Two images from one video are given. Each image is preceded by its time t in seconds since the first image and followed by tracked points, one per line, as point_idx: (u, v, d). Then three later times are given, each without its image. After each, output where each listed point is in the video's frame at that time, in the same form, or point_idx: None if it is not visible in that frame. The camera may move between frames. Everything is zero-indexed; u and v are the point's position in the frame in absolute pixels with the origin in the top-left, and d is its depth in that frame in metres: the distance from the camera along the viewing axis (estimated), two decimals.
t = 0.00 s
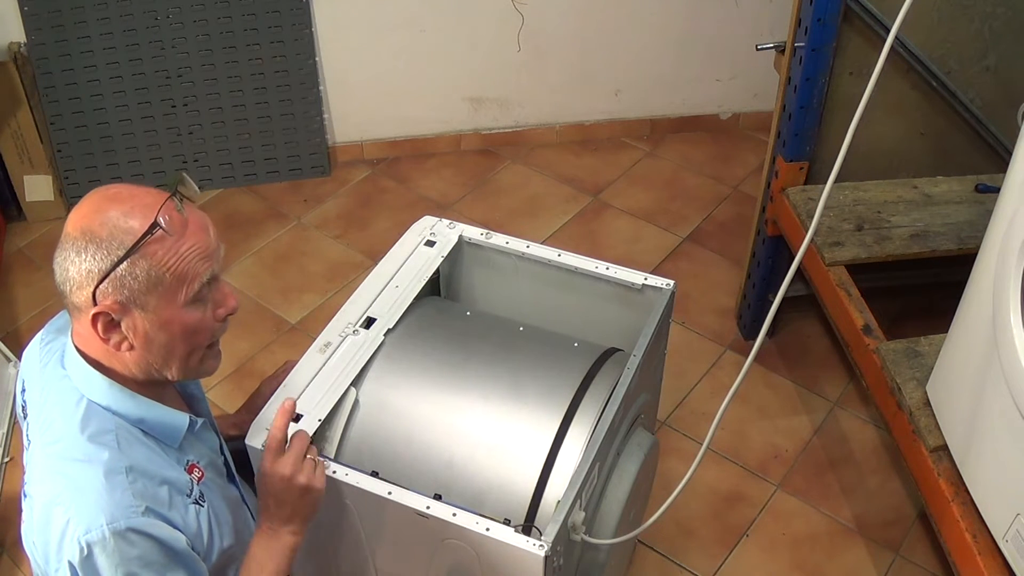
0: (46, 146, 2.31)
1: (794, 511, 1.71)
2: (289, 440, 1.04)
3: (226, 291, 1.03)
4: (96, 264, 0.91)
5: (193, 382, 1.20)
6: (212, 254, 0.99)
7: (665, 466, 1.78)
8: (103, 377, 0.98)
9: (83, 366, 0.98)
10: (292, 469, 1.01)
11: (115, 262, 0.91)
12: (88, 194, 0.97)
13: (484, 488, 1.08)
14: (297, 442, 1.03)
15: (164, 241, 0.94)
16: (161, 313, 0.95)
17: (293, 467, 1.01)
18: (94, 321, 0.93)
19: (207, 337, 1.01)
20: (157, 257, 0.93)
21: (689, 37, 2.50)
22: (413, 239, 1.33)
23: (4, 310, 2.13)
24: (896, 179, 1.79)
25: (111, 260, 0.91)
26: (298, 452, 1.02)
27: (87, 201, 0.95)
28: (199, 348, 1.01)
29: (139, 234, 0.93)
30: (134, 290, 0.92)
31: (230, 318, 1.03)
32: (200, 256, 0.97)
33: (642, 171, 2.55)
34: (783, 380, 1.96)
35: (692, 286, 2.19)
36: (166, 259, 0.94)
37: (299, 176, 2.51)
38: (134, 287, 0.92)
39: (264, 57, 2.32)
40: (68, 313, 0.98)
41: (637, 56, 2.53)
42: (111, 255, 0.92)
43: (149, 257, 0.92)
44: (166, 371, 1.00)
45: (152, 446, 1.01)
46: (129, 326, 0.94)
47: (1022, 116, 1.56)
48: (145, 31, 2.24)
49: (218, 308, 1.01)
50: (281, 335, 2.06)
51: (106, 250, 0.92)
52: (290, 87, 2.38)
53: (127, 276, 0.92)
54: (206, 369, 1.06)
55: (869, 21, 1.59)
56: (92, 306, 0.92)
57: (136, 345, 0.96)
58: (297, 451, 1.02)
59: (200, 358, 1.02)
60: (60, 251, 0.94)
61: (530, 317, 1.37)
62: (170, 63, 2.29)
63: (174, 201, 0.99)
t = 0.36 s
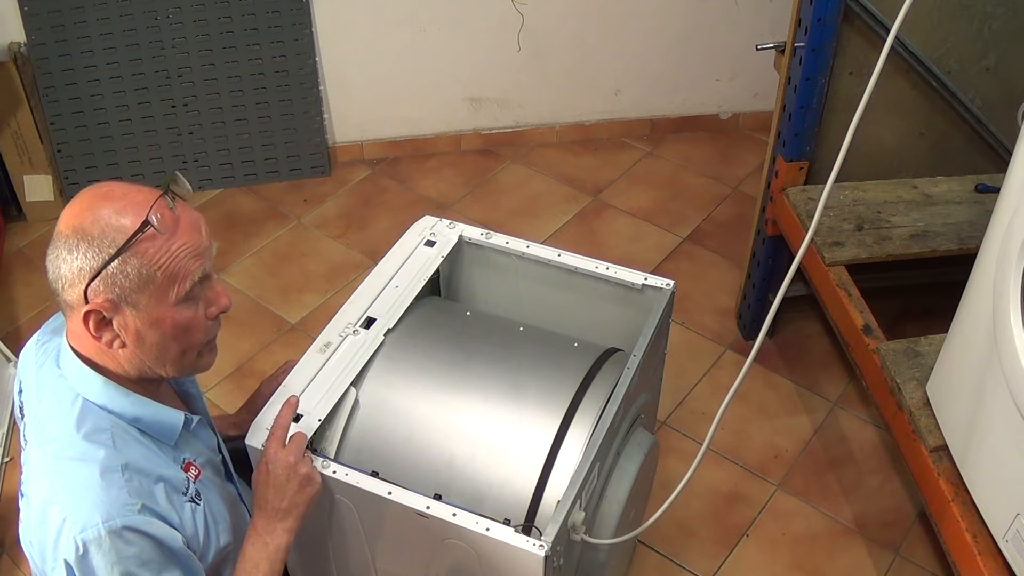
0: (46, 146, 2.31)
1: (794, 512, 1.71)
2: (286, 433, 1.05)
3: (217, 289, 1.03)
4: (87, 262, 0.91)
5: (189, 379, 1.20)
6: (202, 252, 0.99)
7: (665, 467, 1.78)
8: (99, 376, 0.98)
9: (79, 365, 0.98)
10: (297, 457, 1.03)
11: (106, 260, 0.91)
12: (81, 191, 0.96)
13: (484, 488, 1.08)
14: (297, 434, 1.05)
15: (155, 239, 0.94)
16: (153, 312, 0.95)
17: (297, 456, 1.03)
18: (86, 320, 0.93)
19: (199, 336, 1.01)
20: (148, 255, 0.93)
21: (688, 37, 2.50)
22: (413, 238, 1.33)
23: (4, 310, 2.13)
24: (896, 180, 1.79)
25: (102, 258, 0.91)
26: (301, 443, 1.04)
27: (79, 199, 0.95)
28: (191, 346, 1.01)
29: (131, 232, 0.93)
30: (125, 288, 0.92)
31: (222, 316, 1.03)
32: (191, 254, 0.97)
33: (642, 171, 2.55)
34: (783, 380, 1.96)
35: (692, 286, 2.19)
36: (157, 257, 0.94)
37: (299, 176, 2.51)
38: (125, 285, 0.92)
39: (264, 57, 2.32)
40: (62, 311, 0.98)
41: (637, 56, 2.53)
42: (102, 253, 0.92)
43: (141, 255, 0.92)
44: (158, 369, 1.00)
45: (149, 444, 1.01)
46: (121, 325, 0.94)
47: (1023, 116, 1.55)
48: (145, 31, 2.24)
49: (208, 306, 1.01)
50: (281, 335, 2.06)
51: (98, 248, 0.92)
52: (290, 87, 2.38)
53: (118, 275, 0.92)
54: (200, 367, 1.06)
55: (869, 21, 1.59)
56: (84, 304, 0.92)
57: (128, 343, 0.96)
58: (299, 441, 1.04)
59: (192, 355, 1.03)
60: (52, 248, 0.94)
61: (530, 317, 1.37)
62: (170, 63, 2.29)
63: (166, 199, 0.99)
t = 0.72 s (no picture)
0: (46, 146, 2.31)
1: (794, 512, 1.71)
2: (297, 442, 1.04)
3: (217, 290, 1.03)
4: (88, 264, 0.91)
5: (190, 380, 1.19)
6: (203, 253, 0.99)
7: (665, 466, 1.78)
8: (100, 377, 0.98)
9: (80, 366, 0.98)
10: (306, 467, 1.02)
11: (107, 262, 0.91)
12: (81, 193, 0.96)
13: (484, 487, 1.08)
14: (307, 443, 1.04)
15: (155, 241, 0.94)
16: (154, 313, 0.95)
17: (306, 466, 1.02)
18: (87, 322, 0.93)
19: (200, 337, 1.01)
20: (149, 257, 0.93)
21: (689, 37, 2.50)
22: (413, 238, 1.33)
23: (4, 310, 2.13)
24: (896, 180, 1.79)
25: (103, 260, 0.91)
26: (311, 453, 1.03)
27: (79, 200, 0.95)
28: (191, 348, 1.01)
29: (131, 234, 0.93)
30: (126, 290, 0.92)
31: (222, 317, 1.03)
32: (192, 256, 0.97)
33: (642, 172, 2.55)
34: (783, 380, 1.96)
35: (692, 286, 2.19)
36: (157, 260, 0.94)
37: (299, 176, 2.51)
38: (126, 287, 0.92)
39: (264, 57, 2.32)
40: (63, 313, 0.98)
41: (637, 56, 2.53)
42: (102, 255, 0.91)
43: (141, 257, 0.92)
44: (160, 371, 1.00)
45: (149, 446, 1.01)
46: (122, 327, 0.94)
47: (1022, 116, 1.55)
48: (145, 31, 2.24)
49: (209, 307, 1.01)
50: (281, 335, 2.06)
51: (98, 250, 0.92)
52: (290, 87, 2.38)
53: (119, 277, 0.92)
54: (201, 368, 1.06)
55: (869, 21, 1.59)
56: (85, 306, 0.92)
57: (129, 344, 0.96)
58: (309, 450, 1.03)
59: (193, 357, 1.03)
60: (52, 250, 0.94)
61: (530, 318, 1.37)
62: (170, 63, 2.29)
63: (166, 200, 0.99)
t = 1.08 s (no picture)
0: (46, 146, 2.30)
1: (794, 512, 1.71)
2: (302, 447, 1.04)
3: (220, 293, 1.03)
4: (92, 265, 0.91)
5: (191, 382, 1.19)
6: (207, 256, 0.99)
7: (665, 467, 1.78)
8: (101, 378, 0.98)
9: (82, 367, 0.98)
10: (310, 475, 1.02)
11: (111, 263, 0.91)
12: (85, 194, 0.96)
13: (484, 487, 1.08)
14: (314, 451, 1.04)
15: (160, 243, 0.94)
16: (156, 315, 0.95)
17: (310, 474, 1.02)
18: (89, 322, 0.93)
19: (201, 340, 1.01)
20: (153, 259, 0.93)
21: (689, 36, 2.50)
22: (413, 238, 1.33)
23: (4, 310, 2.13)
24: (896, 180, 1.79)
25: (107, 261, 0.91)
26: (316, 459, 1.03)
27: (83, 201, 0.95)
28: (192, 350, 1.01)
29: (136, 236, 0.93)
30: (129, 292, 0.92)
31: (224, 320, 1.03)
32: (196, 259, 0.97)
33: (642, 172, 2.55)
34: (783, 380, 1.96)
35: (692, 286, 2.19)
36: (162, 262, 0.94)
37: (299, 176, 2.51)
38: (129, 288, 0.92)
39: (264, 57, 2.32)
40: (65, 313, 0.98)
41: (637, 56, 2.53)
42: (107, 256, 0.91)
43: (146, 260, 0.92)
44: (161, 372, 1.00)
45: (150, 447, 1.01)
46: (124, 328, 0.94)
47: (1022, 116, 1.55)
48: (145, 31, 2.24)
49: (211, 311, 1.01)
50: (281, 335, 2.06)
51: (102, 252, 0.92)
52: (290, 87, 2.38)
53: (122, 278, 0.92)
54: (202, 370, 1.06)
55: (869, 21, 1.59)
56: (87, 307, 0.93)
57: (131, 346, 0.96)
58: (315, 458, 1.03)
59: (195, 358, 1.03)
60: (56, 250, 0.94)
61: (530, 318, 1.37)
62: (170, 63, 2.29)
63: (172, 202, 0.99)
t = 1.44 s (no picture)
0: (46, 146, 2.30)
1: (794, 512, 1.71)
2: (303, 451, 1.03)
3: (223, 294, 1.03)
4: (97, 264, 0.91)
5: (192, 382, 1.19)
6: (212, 257, 0.99)
7: (665, 467, 1.78)
8: (103, 378, 0.98)
9: (83, 367, 0.98)
10: (311, 479, 1.02)
11: (115, 262, 0.91)
12: (90, 193, 0.96)
13: (484, 487, 1.08)
14: (316, 455, 1.04)
15: (165, 243, 0.94)
16: (159, 316, 0.95)
17: (310, 478, 1.02)
18: (92, 321, 0.93)
19: (204, 341, 1.01)
20: (158, 260, 0.93)
21: (689, 36, 2.50)
22: (413, 238, 1.33)
23: (4, 310, 2.13)
24: (896, 180, 1.79)
25: (111, 260, 0.91)
26: (316, 464, 1.03)
27: (88, 200, 0.95)
28: (195, 351, 1.01)
29: (141, 236, 0.93)
30: (133, 292, 0.92)
31: (228, 321, 1.03)
32: (200, 260, 0.97)
33: (642, 171, 2.55)
34: (783, 380, 1.96)
35: (692, 286, 2.19)
36: (167, 262, 0.94)
37: (299, 176, 2.50)
38: (133, 288, 0.92)
39: (264, 57, 2.32)
40: (67, 312, 0.98)
41: (637, 56, 2.53)
42: (112, 256, 0.92)
43: (151, 260, 0.92)
44: (163, 372, 1.00)
45: (151, 448, 1.01)
46: (127, 328, 0.94)
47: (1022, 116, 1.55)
48: (145, 31, 2.24)
49: (215, 312, 1.01)
50: (281, 335, 2.06)
51: (107, 251, 0.92)
52: (290, 87, 2.38)
53: (126, 278, 0.92)
54: (204, 371, 1.06)
55: (869, 21, 1.59)
56: (91, 306, 0.93)
57: (133, 346, 0.96)
58: (316, 463, 1.03)
59: (197, 359, 1.02)
60: (60, 249, 0.94)
61: (530, 318, 1.37)
62: (170, 63, 2.29)
63: (177, 203, 0.99)
